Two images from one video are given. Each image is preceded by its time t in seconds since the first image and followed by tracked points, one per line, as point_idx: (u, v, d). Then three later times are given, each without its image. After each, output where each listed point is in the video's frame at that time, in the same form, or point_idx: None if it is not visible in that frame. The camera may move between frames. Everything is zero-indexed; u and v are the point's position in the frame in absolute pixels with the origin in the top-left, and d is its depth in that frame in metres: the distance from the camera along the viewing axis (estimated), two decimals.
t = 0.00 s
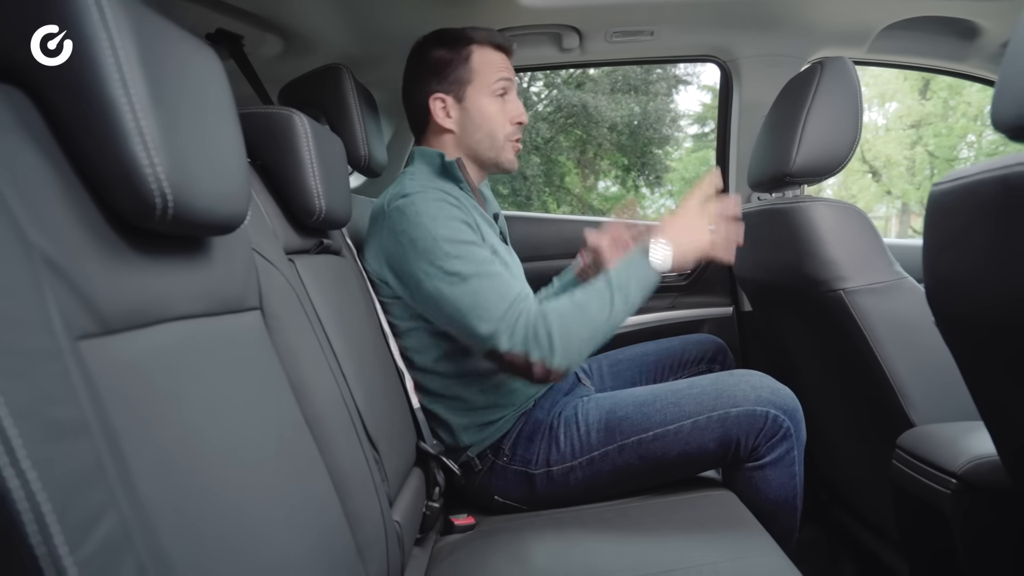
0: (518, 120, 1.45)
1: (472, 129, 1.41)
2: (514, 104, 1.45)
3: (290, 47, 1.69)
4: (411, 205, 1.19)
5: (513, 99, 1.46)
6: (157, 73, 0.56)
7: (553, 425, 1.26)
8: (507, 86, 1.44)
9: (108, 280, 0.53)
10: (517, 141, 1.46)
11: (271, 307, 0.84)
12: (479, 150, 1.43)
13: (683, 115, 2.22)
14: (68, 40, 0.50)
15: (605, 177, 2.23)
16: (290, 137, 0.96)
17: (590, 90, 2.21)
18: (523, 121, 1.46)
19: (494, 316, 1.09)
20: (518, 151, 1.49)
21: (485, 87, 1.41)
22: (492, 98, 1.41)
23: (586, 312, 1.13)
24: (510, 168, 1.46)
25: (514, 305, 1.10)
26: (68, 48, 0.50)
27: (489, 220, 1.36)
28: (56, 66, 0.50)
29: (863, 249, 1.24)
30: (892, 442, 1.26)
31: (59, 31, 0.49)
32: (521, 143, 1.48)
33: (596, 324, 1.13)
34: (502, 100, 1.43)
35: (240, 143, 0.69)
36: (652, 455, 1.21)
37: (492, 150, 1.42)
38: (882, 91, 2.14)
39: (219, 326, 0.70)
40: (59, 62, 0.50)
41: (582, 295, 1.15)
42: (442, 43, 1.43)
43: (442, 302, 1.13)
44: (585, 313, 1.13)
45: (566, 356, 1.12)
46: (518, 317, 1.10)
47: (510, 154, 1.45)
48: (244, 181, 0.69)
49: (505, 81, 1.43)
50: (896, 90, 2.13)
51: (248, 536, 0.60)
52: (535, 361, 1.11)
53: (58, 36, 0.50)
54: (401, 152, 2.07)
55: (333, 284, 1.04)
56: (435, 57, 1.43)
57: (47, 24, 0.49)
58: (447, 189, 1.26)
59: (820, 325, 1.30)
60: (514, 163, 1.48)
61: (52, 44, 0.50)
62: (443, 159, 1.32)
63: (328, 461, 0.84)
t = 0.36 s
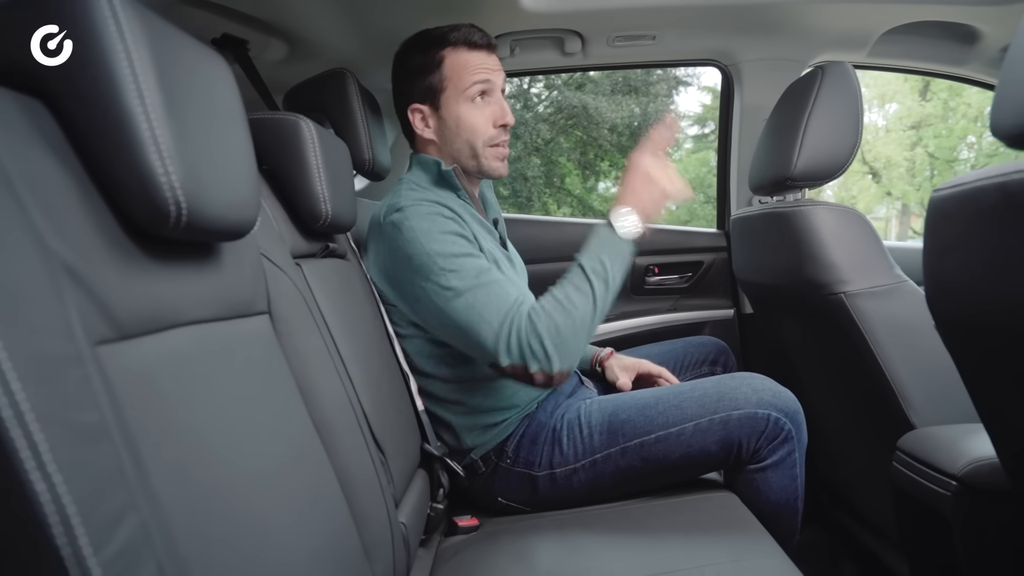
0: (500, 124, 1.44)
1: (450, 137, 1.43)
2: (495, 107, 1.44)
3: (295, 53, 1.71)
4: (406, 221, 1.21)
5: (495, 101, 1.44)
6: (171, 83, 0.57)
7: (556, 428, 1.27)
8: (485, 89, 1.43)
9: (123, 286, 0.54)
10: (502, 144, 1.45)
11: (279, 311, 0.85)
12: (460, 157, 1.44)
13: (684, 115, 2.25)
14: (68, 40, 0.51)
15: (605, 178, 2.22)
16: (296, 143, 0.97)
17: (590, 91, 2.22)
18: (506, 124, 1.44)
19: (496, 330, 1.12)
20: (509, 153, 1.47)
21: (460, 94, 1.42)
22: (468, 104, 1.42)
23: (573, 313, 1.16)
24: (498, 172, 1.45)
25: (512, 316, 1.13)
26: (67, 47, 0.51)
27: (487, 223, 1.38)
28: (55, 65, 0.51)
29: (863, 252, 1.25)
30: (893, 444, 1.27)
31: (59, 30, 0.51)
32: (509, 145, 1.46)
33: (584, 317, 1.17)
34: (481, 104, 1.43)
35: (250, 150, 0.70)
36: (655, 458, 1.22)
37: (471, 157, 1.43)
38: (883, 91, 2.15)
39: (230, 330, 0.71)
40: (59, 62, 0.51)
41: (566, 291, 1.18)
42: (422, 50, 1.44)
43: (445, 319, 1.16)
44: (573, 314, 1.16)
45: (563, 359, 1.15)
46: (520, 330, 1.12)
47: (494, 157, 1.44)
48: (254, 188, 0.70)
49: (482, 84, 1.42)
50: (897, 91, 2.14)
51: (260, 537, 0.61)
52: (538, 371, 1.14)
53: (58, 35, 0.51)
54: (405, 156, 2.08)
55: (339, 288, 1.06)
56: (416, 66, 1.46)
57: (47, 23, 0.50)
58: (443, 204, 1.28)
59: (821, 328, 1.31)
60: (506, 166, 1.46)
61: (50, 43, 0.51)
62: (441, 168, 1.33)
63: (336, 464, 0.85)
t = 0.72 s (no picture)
0: (495, 128, 1.43)
1: (445, 142, 1.44)
2: (490, 112, 1.44)
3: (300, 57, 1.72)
4: (404, 220, 1.21)
5: (490, 106, 1.44)
6: (187, 91, 0.58)
7: (561, 429, 1.28)
8: (479, 94, 1.43)
9: (140, 289, 0.55)
10: (498, 148, 1.45)
11: (288, 314, 0.86)
12: (456, 162, 1.45)
13: (685, 116, 2.25)
14: (68, 40, 0.52)
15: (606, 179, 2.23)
16: (304, 147, 0.98)
17: (591, 93, 2.23)
18: (501, 128, 1.44)
19: (502, 314, 1.12)
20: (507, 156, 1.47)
21: (453, 100, 1.42)
22: (461, 110, 1.42)
23: (577, 287, 1.15)
24: (494, 177, 1.45)
25: (518, 297, 1.13)
26: (67, 47, 0.52)
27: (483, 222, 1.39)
28: (55, 65, 0.52)
29: (865, 255, 1.26)
30: (894, 445, 1.28)
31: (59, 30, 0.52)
32: (506, 149, 1.46)
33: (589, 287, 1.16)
34: (475, 109, 1.43)
35: (262, 155, 0.70)
36: (659, 458, 1.23)
37: (467, 163, 1.44)
38: (883, 93, 2.17)
39: (242, 333, 0.72)
40: (59, 62, 0.52)
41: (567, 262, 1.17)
42: (418, 55, 1.45)
43: (454, 314, 1.17)
44: (577, 289, 1.15)
45: (576, 334, 1.15)
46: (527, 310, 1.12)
47: (490, 162, 1.44)
48: (265, 193, 0.71)
49: (476, 89, 1.42)
50: (897, 92, 2.16)
51: (273, 537, 0.62)
52: (554, 349, 1.14)
53: (58, 35, 0.52)
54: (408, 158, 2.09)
55: (346, 291, 1.07)
56: (412, 72, 1.46)
57: (47, 24, 0.51)
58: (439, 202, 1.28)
59: (823, 330, 1.32)
60: (503, 170, 1.46)
61: (50, 43, 0.52)
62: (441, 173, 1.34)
63: (344, 465, 0.86)
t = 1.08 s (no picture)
0: (478, 154, 1.36)
1: (429, 161, 1.40)
2: (473, 136, 1.36)
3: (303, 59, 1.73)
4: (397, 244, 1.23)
5: (474, 129, 1.35)
6: (199, 97, 0.59)
7: (563, 427, 1.29)
8: (463, 117, 1.34)
9: (154, 287, 0.56)
10: (482, 174, 1.38)
11: (295, 313, 0.87)
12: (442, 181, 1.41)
13: (686, 118, 2.26)
14: (67, 40, 0.53)
15: (607, 180, 2.25)
16: (310, 148, 0.99)
17: (593, 94, 2.24)
18: (485, 154, 1.36)
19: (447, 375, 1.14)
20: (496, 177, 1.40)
21: (435, 122, 1.35)
22: (444, 134, 1.35)
23: (495, 380, 1.09)
24: (479, 201, 1.41)
25: (454, 372, 1.13)
26: (67, 47, 0.54)
27: (492, 240, 1.36)
28: (55, 65, 0.54)
29: (865, 255, 1.27)
30: (894, 443, 1.29)
31: (59, 30, 0.53)
32: (492, 173, 1.38)
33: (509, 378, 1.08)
34: (457, 132, 1.35)
35: (271, 158, 0.71)
36: (660, 455, 1.24)
37: (450, 185, 1.40)
38: (884, 93, 2.18)
39: (252, 332, 0.73)
40: (59, 61, 0.53)
41: (492, 345, 1.08)
42: (408, 63, 1.37)
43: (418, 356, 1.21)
44: (498, 382, 1.09)
45: (493, 415, 1.13)
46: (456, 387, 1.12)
47: (471, 187, 1.39)
48: (274, 194, 0.72)
49: (458, 111, 1.33)
50: (897, 93, 2.17)
51: (284, 533, 0.63)
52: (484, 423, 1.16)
53: (58, 34, 0.53)
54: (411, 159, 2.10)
55: (351, 291, 1.08)
56: (403, 79, 1.39)
57: (47, 23, 0.53)
58: (441, 228, 1.26)
59: (822, 329, 1.33)
60: (490, 192, 1.41)
61: (50, 43, 0.53)
62: (435, 187, 1.35)
63: (351, 463, 0.87)
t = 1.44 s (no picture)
0: (484, 158, 1.33)
1: (435, 165, 1.37)
2: (480, 139, 1.33)
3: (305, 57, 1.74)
4: (399, 247, 1.24)
5: (481, 132, 1.33)
6: (202, 93, 0.59)
7: (563, 424, 1.29)
8: (470, 120, 1.32)
9: (157, 280, 0.57)
10: (488, 178, 1.35)
11: (297, 309, 0.87)
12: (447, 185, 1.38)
13: (686, 118, 2.27)
14: (67, 40, 0.54)
15: (608, 180, 2.25)
16: (312, 145, 1.00)
17: (593, 94, 2.24)
18: (491, 158, 1.32)
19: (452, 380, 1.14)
20: (502, 182, 1.37)
21: (442, 124, 1.33)
22: (449, 136, 1.33)
23: (500, 389, 1.08)
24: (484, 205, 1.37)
25: (457, 378, 1.13)
26: (67, 47, 0.54)
27: (494, 241, 1.37)
28: (55, 65, 0.54)
29: (865, 253, 1.27)
30: (895, 441, 1.29)
31: (59, 30, 0.54)
32: (499, 177, 1.35)
33: (512, 387, 1.07)
34: (464, 135, 1.32)
35: (274, 154, 0.72)
36: (660, 453, 1.24)
37: (455, 188, 1.37)
38: (885, 94, 2.18)
39: (254, 327, 0.73)
40: (58, 61, 0.54)
41: (498, 353, 1.08)
42: (416, 65, 1.36)
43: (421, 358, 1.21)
44: (502, 392, 1.08)
45: (495, 422, 1.13)
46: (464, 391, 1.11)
47: (476, 193, 1.36)
48: (277, 190, 0.72)
49: (466, 114, 1.31)
50: (897, 93, 2.17)
51: (285, 524, 0.63)
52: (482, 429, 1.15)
53: (57, 34, 0.54)
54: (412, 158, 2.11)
55: (352, 287, 1.08)
56: (411, 81, 1.38)
57: (47, 23, 0.54)
58: (444, 231, 1.27)
59: (821, 326, 1.34)
60: (496, 197, 1.37)
61: (49, 43, 0.54)
62: (440, 188, 1.36)
63: (352, 458, 0.88)
